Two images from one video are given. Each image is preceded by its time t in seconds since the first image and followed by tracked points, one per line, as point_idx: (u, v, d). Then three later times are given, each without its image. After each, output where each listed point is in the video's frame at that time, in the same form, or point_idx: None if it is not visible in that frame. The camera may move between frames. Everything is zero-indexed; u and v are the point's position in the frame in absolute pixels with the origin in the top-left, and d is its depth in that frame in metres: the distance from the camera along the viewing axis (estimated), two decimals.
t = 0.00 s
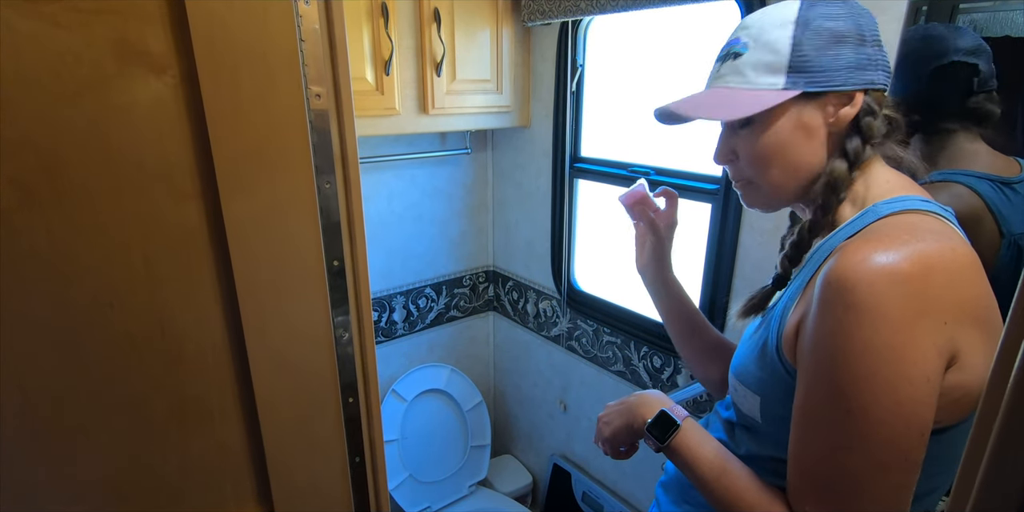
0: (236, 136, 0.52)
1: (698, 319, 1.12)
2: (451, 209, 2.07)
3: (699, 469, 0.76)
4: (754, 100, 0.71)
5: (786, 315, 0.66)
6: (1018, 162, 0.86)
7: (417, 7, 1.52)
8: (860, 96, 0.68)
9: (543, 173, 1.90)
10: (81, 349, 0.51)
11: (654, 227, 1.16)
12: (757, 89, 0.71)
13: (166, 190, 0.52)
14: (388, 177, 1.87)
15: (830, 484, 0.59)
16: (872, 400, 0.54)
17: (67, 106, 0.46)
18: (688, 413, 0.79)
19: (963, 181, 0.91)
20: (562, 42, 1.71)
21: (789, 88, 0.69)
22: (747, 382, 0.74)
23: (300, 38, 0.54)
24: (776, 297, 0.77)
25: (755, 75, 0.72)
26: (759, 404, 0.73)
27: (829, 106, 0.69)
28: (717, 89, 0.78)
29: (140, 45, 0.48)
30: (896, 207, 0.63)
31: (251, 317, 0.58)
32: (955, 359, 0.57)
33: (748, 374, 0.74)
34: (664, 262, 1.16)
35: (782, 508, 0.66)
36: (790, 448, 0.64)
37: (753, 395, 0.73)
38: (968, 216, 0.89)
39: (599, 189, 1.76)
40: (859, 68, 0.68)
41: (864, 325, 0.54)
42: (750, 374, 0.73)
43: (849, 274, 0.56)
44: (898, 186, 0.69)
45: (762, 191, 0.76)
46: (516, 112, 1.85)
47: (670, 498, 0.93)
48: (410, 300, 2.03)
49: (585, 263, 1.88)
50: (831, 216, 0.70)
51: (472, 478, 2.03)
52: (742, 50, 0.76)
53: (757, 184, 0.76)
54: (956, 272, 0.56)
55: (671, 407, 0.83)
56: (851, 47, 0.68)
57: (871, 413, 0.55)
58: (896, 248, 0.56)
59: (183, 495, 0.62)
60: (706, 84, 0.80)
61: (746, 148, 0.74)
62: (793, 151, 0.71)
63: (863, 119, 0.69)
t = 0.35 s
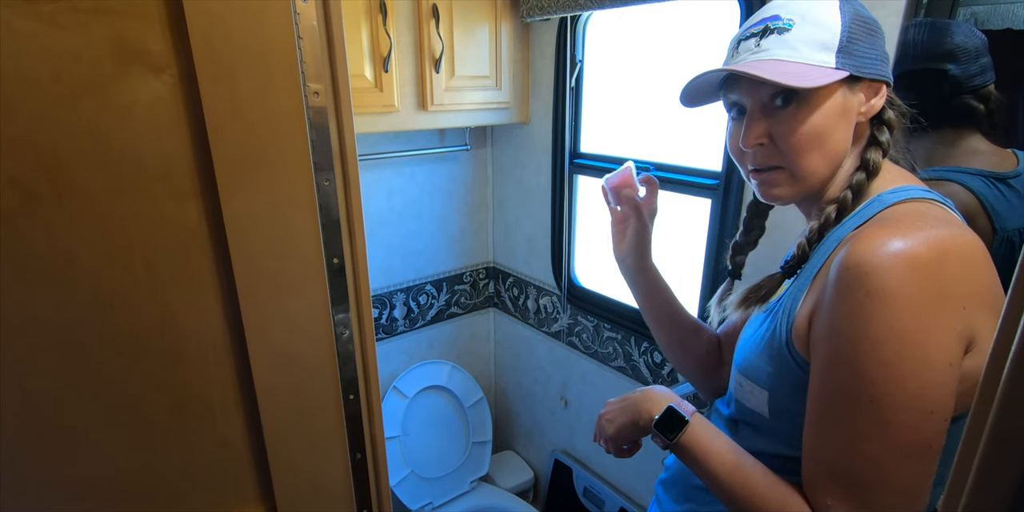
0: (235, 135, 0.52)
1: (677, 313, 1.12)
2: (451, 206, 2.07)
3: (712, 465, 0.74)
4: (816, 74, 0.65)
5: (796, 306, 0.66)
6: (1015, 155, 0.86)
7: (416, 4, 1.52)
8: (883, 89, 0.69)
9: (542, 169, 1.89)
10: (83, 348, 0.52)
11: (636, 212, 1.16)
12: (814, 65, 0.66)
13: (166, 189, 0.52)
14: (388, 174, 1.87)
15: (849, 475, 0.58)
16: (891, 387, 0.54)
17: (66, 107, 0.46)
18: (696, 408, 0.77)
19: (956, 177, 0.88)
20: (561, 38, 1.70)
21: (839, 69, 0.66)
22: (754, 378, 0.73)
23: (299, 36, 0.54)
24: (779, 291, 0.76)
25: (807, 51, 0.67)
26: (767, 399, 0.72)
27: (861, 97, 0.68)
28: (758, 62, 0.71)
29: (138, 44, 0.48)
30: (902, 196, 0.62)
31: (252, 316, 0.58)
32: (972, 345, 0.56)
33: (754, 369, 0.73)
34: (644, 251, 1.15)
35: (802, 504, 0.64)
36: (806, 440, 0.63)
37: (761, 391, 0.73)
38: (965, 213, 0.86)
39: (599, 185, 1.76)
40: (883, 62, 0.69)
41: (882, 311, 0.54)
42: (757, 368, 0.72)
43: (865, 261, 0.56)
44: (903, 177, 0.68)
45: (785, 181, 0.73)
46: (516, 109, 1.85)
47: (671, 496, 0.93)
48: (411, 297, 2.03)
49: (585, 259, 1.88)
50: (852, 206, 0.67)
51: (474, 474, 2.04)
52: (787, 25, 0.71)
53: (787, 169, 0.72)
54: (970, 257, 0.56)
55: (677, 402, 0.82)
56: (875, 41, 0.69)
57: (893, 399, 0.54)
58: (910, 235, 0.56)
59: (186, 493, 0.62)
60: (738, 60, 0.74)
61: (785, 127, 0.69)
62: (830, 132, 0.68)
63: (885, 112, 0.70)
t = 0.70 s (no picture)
0: (239, 136, 0.53)
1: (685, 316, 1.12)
2: (451, 204, 2.07)
3: (709, 459, 0.75)
4: (811, 81, 0.66)
5: (792, 304, 0.67)
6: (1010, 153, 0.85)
7: (416, 4, 1.52)
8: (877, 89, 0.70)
9: (542, 167, 1.90)
10: (93, 346, 0.53)
11: (641, 216, 1.17)
12: (807, 71, 0.67)
13: (173, 190, 0.53)
14: (388, 173, 1.88)
15: (843, 469, 0.59)
16: (883, 384, 0.55)
17: (74, 110, 0.47)
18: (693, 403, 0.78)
19: (950, 175, 0.90)
20: (560, 36, 1.71)
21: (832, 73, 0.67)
22: (749, 374, 0.75)
23: (301, 38, 0.54)
24: (776, 289, 0.77)
25: (799, 58, 0.68)
26: (763, 397, 0.73)
27: (855, 99, 0.69)
28: (751, 70, 0.72)
29: (144, 48, 0.49)
30: (896, 196, 0.63)
31: (257, 314, 0.59)
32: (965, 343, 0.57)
33: (749, 366, 0.75)
34: (650, 254, 1.16)
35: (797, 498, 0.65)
36: (801, 435, 0.64)
37: (756, 388, 0.74)
38: (958, 211, 0.87)
39: (598, 183, 1.77)
40: (875, 64, 0.70)
41: (875, 308, 0.55)
42: (753, 365, 0.74)
43: (858, 260, 0.57)
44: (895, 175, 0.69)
45: (781, 185, 0.73)
46: (515, 107, 1.86)
47: (670, 490, 0.95)
48: (412, 295, 2.04)
49: (585, 256, 1.89)
50: (848, 206, 0.69)
51: (476, 469, 2.06)
52: (778, 32, 0.71)
53: (785, 172, 0.72)
54: (964, 256, 0.56)
55: (676, 397, 0.82)
56: (868, 42, 0.70)
57: (884, 395, 0.55)
58: (902, 234, 0.57)
59: (194, 487, 0.64)
60: (731, 67, 0.75)
61: (781, 132, 0.70)
62: (826, 134, 0.69)
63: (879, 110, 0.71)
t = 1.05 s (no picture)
0: (242, 136, 0.54)
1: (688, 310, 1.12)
2: (452, 203, 2.08)
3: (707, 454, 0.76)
4: (788, 84, 0.67)
5: (784, 300, 0.67)
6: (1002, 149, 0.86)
7: (416, 4, 1.53)
8: (860, 87, 0.70)
9: (542, 166, 1.91)
10: (99, 341, 0.54)
11: (652, 206, 1.17)
12: (783, 74, 0.68)
13: (177, 189, 0.54)
14: (389, 172, 1.89)
15: (838, 463, 0.60)
16: (874, 378, 0.55)
17: (81, 111, 0.48)
18: (691, 399, 0.79)
19: (942, 171, 0.91)
20: (560, 35, 1.72)
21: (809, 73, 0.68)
22: (744, 370, 0.75)
23: (303, 38, 0.55)
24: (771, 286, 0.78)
25: (776, 61, 0.69)
26: (757, 392, 0.74)
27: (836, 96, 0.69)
28: (731, 74, 0.73)
29: (149, 50, 0.49)
30: (884, 193, 0.64)
31: (260, 311, 0.60)
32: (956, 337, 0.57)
33: (744, 362, 0.75)
34: (659, 246, 1.17)
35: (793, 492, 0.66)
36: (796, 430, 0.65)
37: (751, 384, 0.74)
38: (950, 207, 0.88)
39: (598, 181, 1.78)
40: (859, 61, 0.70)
41: (865, 305, 0.55)
42: (746, 361, 0.74)
43: (846, 257, 0.58)
44: (882, 172, 0.70)
45: (762, 182, 0.75)
46: (515, 106, 1.86)
47: (670, 485, 0.96)
48: (413, 294, 2.05)
49: (585, 254, 1.90)
50: (833, 204, 0.69)
51: (477, 466, 2.07)
52: (755, 35, 0.72)
53: (767, 172, 0.73)
54: (952, 252, 0.57)
55: (675, 393, 0.83)
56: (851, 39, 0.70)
57: (875, 389, 0.55)
58: (891, 231, 0.57)
59: (199, 483, 0.64)
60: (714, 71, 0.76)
61: (762, 133, 0.71)
62: (805, 136, 0.69)
63: (863, 108, 0.71)
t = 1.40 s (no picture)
0: (244, 131, 0.54)
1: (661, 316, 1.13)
2: (451, 198, 2.08)
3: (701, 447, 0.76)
4: (642, 118, 0.76)
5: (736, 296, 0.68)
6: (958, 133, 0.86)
7: None
8: (731, 98, 0.69)
9: (542, 161, 1.90)
10: (102, 335, 0.54)
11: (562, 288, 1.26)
12: (645, 108, 0.74)
13: (179, 184, 0.54)
14: (389, 167, 1.89)
15: (808, 449, 0.60)
16: (824, 364, 0.56)
17: (83, 106, 0.48)
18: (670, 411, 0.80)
19: (904, 153, 0.92)
20: (559, 30, 1.71)
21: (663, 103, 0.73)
22: (714, 369, 0.76)
23: (303, 33, 0.55)
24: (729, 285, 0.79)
25: (642, 95, 0.75)
26: (730, 388, 0.75)
27: (706, 112, 0.70)
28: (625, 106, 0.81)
29: (150, 45, 0.50)
30: (806, 180, 0.66)
31: (261, 306, 0.60)
32: (884, 309, 0.59)
33: (713, 360, 0.76)
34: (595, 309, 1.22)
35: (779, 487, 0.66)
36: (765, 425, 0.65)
37: (723, 381, 0.75)
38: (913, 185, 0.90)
39: (598, 176, 1.78)
40: (730, 72, 0.67)
41: (800, 294, 0.56)
42: (718, 361, 0.75)
43: (779, 250, 0.58)
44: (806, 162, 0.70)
45: (678, 190, 0.81)
46: (515, 102, 1.86)
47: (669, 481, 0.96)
48: (413, 289, 2.05)
49: (585, 250, 1.90)
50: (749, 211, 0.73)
51: (477, 461, 2.07)
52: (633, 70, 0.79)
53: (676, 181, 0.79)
54: (868, 228, 0.59)
55: (655, 406, 0.84)
56: (725, 50, 0.67)
57: (827, 374, 0.56)
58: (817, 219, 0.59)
59: (201, 475, 0.65)
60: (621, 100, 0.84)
61: (658, 153, 0.78)
62: (690, 153, 0.74)
63: (741, 118, 0.69)
